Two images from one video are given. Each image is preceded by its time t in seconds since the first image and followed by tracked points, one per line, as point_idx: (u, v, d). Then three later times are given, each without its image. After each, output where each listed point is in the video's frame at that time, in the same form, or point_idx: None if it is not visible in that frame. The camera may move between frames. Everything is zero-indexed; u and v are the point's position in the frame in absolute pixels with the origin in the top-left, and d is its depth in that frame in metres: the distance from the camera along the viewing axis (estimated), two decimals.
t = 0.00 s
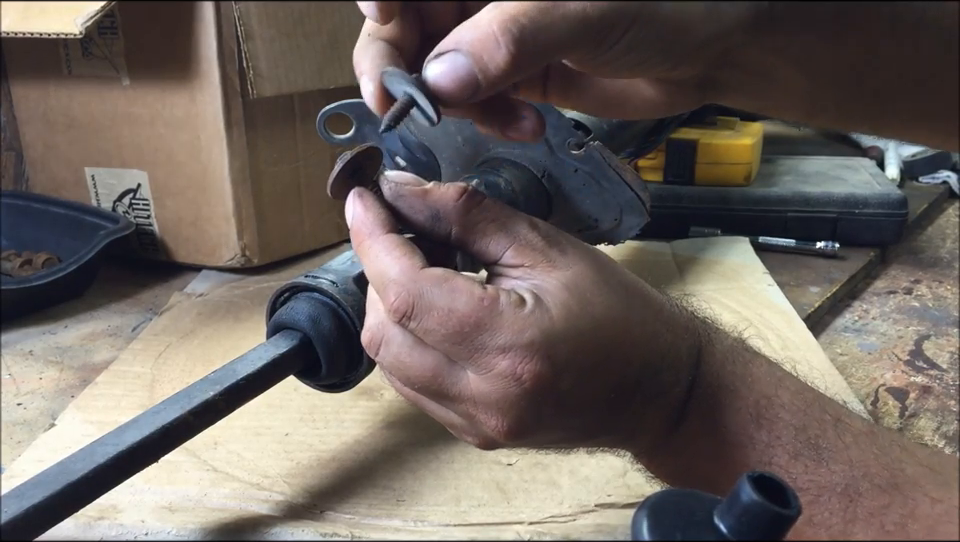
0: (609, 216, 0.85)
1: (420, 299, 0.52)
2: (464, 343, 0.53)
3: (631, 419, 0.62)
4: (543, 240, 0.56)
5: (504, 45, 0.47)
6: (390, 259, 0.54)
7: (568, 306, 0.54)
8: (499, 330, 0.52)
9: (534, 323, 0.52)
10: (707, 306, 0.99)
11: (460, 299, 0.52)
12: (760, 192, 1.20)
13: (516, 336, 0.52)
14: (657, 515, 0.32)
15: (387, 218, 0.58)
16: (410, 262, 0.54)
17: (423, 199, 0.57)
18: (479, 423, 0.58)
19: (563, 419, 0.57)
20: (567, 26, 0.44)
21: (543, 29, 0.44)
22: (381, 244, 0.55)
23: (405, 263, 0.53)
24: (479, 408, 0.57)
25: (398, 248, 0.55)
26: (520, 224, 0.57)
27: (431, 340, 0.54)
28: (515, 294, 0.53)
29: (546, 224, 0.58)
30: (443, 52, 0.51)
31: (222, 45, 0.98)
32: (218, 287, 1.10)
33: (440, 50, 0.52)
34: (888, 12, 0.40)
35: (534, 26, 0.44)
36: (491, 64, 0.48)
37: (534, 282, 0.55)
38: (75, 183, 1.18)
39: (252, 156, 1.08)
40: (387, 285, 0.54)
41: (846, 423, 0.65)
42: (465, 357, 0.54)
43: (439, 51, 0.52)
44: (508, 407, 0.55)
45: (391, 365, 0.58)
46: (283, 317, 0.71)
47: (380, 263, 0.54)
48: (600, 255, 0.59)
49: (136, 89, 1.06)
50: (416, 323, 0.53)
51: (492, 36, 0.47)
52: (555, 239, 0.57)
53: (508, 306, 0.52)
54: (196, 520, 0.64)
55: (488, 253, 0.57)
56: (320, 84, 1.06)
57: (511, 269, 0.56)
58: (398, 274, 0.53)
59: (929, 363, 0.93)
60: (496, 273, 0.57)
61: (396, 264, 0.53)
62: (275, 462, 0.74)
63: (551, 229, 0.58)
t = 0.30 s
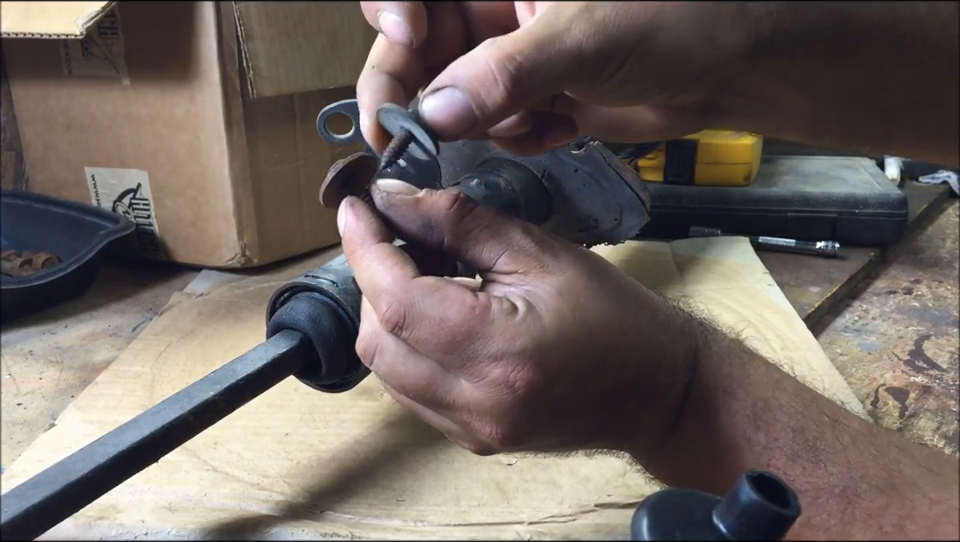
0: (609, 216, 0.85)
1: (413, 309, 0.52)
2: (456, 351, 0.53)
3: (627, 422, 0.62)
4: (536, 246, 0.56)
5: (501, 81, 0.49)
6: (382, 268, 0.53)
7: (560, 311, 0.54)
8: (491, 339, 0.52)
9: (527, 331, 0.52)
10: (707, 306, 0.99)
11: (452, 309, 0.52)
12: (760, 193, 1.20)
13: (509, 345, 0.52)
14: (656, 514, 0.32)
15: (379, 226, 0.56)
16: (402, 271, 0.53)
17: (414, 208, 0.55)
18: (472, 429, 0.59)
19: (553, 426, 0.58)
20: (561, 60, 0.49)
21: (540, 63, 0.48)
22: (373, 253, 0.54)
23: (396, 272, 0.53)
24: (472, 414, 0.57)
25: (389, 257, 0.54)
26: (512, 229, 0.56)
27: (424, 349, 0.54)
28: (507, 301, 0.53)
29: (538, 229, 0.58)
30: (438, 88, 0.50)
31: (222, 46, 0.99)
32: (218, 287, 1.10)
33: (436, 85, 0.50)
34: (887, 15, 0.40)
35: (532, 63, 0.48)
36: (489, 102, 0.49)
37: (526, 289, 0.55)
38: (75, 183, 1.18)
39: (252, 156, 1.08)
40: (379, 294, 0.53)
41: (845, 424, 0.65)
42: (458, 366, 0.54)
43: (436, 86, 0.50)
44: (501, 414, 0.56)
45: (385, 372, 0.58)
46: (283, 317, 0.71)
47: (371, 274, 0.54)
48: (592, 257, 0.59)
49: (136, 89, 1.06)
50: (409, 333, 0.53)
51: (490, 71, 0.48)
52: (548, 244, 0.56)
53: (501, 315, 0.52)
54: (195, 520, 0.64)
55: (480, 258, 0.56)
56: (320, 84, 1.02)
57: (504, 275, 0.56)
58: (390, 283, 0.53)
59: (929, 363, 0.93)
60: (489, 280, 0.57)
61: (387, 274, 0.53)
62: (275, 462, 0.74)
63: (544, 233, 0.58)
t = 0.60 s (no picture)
0: (609, 215, 0.86)
1: (354, 341, 0.55)
2: (390, 385, 0.55)
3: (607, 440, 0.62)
4: (491, 279, 0.54)
5: (501, 68, 0.51)
6: (334, 295, 0.56)
7: (500, 357, 0.53)
8: (418, 381, 0.53)
9: (454, 378, 0.52)
10: (707, 306, 0.99)
11: (385, 348, 0.53)
12: (760, 193, 1.20)
13: (435, 389, 0.53)
14: (656, 514, 0.32)
15: (347, 249, 0.59)
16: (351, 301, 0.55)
17: (382, 232, 0.57)
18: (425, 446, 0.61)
19: (521, 446, 0.59)
20: (560, 50, 0.51)
21: (540, 52, 0.51)
22: (330, 278, 0.57)
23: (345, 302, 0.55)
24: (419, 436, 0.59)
25: (344, 283, 0.56)
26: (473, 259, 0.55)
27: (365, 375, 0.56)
28: (444, 343, 0.53)
29: (507, 254, 0.55)
30: (439, 76, 0.51)
31: (222, 46, 0.98)
32: (218, 287, 1.10)
33: (437, 71, 0.52)
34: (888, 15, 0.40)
35: (531, 53, 0.50)
36: (490, 89, 0.51)
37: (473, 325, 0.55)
38: (75, 183, 1.18)
39: (252, 156, 1.08)
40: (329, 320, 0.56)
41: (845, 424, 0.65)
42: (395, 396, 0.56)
43: (437, 72, 0.52)
44: (439, 445, 0.57)
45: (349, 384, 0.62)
46: (283, 317, 0.71)
47: (325, 302, 0.56)
48: (565, 287, 0.55)
49: (136, 89, 1.06)
50: (353, 359, 0.56)
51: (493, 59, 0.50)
52: (508, 275, 0.54)
53: (431, 359, 0.53)
54: (196, 519, 0.64)
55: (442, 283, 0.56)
56: (320, 84, 1.02)
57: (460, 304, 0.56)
58: (337, 312, 0.55)
59: (929, 363, 0.93)
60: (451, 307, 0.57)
61: (338, 303, 0.56)
62: (275, 462, 0.74)
63: (513, 261, 0.55)
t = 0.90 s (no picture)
0: (609, 216, 0.85)
1: (351, 319, 0.64)
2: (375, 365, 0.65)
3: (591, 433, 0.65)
4: (475, 295, 0.59)
5: (509, 47, 0.55)
6: (340, 272, 0.65)
7: (463, 374, 0.60)
8: (390, 372, 0.63)
9: (418, 379, 0.61)
10: (707, 306, 0.99)
11: (370, 335, 0.63)
12: (760, 193, 1.20)
13: (403, 384, 0.62)
14: (656, 514, 0.32)
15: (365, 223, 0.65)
16: (349, 284, 0.64)
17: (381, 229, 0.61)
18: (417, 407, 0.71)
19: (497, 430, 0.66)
20: (561, 37, 0.56)
21: (543, 36, 0.55)
22: (340, 255, 0.65)
23: (345, 283, 0.64)
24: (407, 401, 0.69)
25: (349, 264, 0.65)
26: (461, 274, 0.59)
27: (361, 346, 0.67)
28: (416, 347, 0.61)
29: (499, 274, 0.59)
30: (451, 52, 0.56)
31: (222, 46, 0.98)
32: (218, 287, 1.10)
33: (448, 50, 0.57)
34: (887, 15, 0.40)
35: (539, 34, 0.54)
36: (497, 66, 0.55)
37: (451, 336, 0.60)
38: (75, 184, 1.18)
39: (252, 156, 1.08)
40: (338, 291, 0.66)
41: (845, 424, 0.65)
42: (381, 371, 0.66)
43: (448, 51, 0.56)
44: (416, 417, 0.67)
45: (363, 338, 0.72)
46: (283, 317, 0.71)
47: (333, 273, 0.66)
48: (549, 314, 0.59)
49: (136, 89, 1.06)
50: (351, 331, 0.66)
51: (502, 39, 0.55)
52: (493, 296, 0.58)
53: (402, 359, 0.61)
54: (196, 519, 0.64)
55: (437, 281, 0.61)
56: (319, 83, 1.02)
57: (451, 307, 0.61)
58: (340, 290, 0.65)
59: (929, 363, 0.93)
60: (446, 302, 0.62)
61: (340, 282, 0.65)
62: (276, 462, 0.73)
63: (503, 279, 0.59)
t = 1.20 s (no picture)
0: (609, 216, 0.85)
1: (365, 279, 0.67)
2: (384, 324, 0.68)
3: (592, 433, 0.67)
4: (485, 287, 0.60)
5: (530, 68, 0.58)
6: (360, 232, 0.66)
7: (465, 354, 0.64)
8: (396, 337, 0.66)
9: (420, 350, 0.65)
10: (707, 306, 0.99)
11: (380, 300, 0.66)
12: (760, 193, 1.20)
13: (406, 350, 0.66)
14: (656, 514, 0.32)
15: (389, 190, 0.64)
16: (367, 248, 0.66)
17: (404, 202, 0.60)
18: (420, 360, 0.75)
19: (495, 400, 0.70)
20: (580, 60, 0.60)
21: (564, 58, 0.59)
22: (361, 216, 0.66)
23: (364, 245, 0.66)
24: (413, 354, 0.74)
25: (370, 228, 0.66)
26: (474, 265, 0.60)
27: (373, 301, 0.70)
28: (423, 322, 0.64)
29: (510, 273, 0.59)
30: (475, 72, 0.59)
31: (222, 45, 0.98)
32: (218, 286, 1.10)
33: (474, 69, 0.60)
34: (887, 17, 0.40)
35: (559, 56, 0.58)
36: (518, 86, 0.59)
37: (457, 318, 0.64)
38: (75, 183, 1.18)
39: (252, 156, 1.08)
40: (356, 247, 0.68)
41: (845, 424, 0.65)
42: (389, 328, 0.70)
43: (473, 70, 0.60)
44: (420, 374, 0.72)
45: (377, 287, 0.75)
46: (283, 317, 0.71)
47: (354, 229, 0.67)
48: (555, 316, 0.61)
49: (136, 89, 1.06)
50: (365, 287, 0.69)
51: (523, 61, 0.58)
52: (501, 292, 0.60)
53: (408, 330, 0.65)
54: (196, 519, 0.64)
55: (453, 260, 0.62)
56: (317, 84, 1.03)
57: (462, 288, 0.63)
58: (358, 249, 0.67)
59: (928, 363, 0.93)
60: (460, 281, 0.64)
61: (359, 242, 0.66)
62: (277, 461, 0.73)
63: (513, 278, 0.59)
